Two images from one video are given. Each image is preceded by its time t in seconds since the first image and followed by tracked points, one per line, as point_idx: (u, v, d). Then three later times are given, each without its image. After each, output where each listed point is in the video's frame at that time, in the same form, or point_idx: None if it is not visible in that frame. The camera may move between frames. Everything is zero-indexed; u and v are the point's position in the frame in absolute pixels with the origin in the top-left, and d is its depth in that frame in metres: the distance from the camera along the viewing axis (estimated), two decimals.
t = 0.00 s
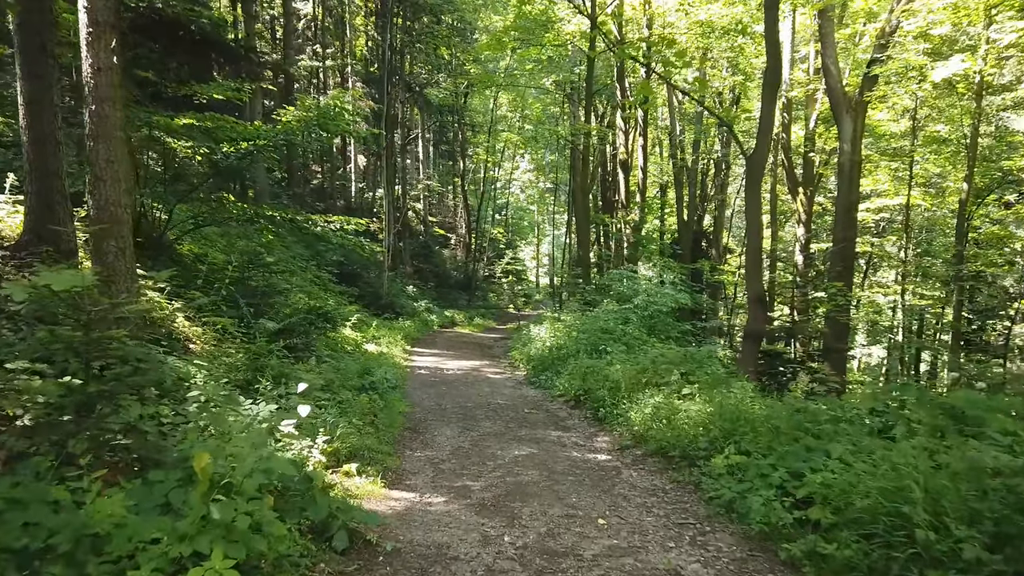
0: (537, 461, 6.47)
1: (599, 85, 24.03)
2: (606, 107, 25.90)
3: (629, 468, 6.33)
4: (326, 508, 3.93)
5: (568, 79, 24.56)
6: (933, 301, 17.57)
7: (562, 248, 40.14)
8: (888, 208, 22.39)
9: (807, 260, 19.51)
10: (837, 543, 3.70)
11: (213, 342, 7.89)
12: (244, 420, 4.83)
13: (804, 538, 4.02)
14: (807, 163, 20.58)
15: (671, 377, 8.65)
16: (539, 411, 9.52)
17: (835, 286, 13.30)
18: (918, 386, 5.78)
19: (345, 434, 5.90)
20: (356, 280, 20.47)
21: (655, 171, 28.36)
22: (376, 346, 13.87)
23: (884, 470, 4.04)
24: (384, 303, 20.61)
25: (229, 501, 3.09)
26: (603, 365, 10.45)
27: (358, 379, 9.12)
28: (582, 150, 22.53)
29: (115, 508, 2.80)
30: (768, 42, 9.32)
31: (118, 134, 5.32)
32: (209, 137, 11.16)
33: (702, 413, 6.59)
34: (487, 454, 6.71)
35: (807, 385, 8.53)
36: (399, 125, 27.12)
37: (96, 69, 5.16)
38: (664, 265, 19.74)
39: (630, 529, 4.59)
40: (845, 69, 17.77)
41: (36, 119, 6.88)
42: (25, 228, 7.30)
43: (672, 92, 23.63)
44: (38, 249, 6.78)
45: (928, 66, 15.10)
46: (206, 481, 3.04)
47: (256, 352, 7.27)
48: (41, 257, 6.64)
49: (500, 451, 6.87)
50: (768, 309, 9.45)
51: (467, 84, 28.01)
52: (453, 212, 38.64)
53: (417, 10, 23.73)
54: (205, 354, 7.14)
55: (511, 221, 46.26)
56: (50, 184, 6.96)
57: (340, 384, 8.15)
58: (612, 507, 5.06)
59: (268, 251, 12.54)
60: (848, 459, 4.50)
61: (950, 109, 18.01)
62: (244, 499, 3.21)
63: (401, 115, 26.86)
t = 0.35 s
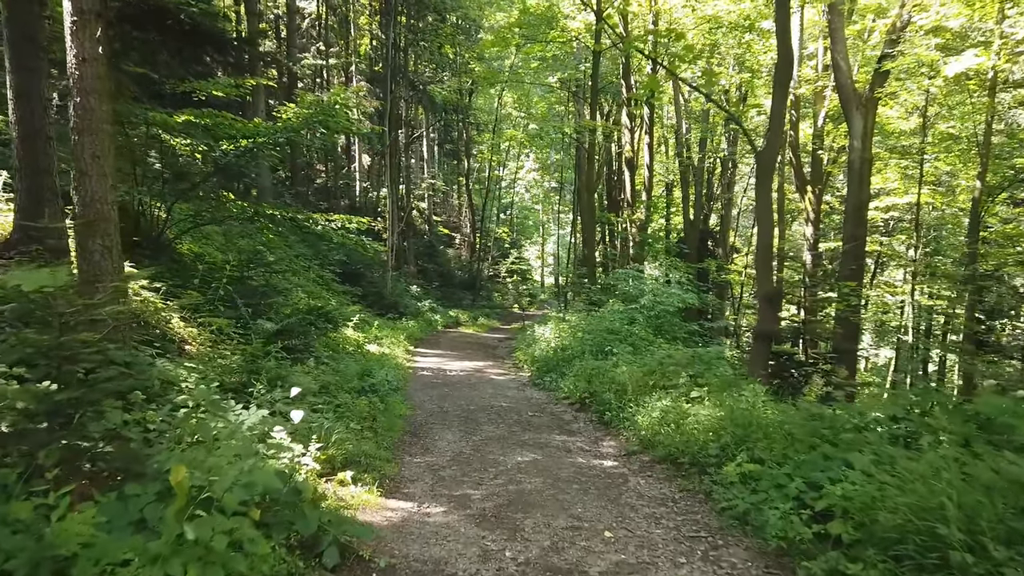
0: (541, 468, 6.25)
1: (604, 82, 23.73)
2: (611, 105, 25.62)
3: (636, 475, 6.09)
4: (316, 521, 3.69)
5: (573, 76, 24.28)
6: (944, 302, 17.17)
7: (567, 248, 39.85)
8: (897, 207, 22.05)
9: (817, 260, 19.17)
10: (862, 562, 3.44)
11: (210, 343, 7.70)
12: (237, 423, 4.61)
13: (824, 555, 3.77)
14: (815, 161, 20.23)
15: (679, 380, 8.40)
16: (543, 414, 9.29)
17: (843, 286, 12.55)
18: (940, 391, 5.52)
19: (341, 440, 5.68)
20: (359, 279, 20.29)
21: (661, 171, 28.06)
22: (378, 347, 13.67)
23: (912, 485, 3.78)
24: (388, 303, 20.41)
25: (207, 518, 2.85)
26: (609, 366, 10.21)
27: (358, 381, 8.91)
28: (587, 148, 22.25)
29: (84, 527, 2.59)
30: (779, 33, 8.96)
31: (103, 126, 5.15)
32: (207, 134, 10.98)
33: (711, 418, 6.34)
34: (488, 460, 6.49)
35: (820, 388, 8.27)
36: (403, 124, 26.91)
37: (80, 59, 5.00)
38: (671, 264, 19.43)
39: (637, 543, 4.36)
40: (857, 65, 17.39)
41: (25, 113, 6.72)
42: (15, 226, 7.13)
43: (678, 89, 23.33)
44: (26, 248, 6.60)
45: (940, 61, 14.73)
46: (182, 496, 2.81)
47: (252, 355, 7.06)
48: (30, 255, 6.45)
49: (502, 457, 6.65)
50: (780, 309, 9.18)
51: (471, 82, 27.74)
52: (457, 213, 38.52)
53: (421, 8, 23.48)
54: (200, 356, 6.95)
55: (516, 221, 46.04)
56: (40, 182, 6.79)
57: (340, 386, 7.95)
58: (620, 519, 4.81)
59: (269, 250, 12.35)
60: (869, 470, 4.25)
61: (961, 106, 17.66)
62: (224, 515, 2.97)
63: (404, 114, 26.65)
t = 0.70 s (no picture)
0: (549, 472, 6.03)
1: (611, 78, 23.45)
2: (618, 102, 25.33)
3: (648, 480, 5.86)
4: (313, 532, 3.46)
5: (580, 73, 24.01)
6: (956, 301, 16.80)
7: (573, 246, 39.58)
8: (908, 205, 21.71)
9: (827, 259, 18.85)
10: None
11: (208, 342, 7.50)
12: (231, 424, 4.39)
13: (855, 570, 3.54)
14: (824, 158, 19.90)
15: (691, 380, 8.16)
16: (550, 415, 9.08)
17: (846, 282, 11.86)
18: (969, 393, 5.28)
19: (342, 443, 5.47)
20: (364, 278, 20.11)
21: (667, 168, 27.75)
22: (382, 346, 13.48)
23: (950, 496, 3.53)
24: (393, 302, 20.21)
25: (193, 533, 2.59)
26: (618, 366, 9.96)
27: (360, 381, 8.71)
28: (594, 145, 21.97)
29: (60, 542, 2.37)
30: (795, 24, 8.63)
31: (94, 117, 4.97)
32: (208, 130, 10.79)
33: (726, 420, 6.10)
34: (493, 464, 6.26)
35: (836, 390, 8.03)
36: (408, 122, 26.71)
37: (71, 47, 4.81)
38: (679, 263, 19.15)
39: (653, 554, 4.14)
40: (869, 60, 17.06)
41: (20, 107, 6.54)
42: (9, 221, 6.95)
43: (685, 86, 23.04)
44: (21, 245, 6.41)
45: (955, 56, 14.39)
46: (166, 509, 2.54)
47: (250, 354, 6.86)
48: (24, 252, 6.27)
49: (508, 460, 6.43)
50: (794, 308, 8.93)
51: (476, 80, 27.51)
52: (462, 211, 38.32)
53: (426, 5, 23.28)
54: (197, 355, 6.77)
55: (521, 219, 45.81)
56: (36, 178, 6.61)
57: (342, 387, 7.75)
58: (633, 528, 4.59)
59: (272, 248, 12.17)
60: (899, 477, 4.01)
61: (974, 102, 17.32)
62: (213, 528, 2.72)
63: (409, 112, 26.46)
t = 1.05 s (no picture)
0: (561, 480, 5.76)
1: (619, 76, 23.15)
2: (626, 101, 25.03)
3: (664, 489, 5.58)
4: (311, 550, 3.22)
5: (587, 71, 23.72)
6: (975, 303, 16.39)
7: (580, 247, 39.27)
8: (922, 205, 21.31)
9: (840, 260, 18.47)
10: None
11: (208, 342, 7.29)
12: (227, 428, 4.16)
13: None
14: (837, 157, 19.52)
15: (707, 384, 7.87)
16: (560, 418, 8.81)
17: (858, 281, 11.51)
18: (1005, 400, 4.99)
19: (344, 449, 5.23)
20: (369, 278, 19.89)
21: (676, 167, 27.43)
22: (387, 347, 13.24)
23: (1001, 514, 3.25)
24: (399, 303, 19.97)
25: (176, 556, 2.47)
26: (629, 369, 9.70)
27: (365, 383, 8.47)
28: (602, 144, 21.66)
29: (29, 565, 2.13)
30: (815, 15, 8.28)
31: (87, 108, 4.76)
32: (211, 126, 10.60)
33: (747, 426, 5.81)
34: (502, 471, 6.00)
35: (857, 395, 7.76)
36: (414, 121, 26.51)
37: (61, 34, 4.59)
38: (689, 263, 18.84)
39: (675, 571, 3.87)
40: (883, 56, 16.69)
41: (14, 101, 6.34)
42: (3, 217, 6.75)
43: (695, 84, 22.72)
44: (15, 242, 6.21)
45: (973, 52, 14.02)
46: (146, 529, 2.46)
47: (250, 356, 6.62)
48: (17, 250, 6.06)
49: (518, 467, 6.17)
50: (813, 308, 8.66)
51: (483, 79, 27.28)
52: (469, 212, 38.09)
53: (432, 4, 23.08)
54: (197, 356, 6.55)
55: (527, 220, 45.53)
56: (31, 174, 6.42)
57: (346, 389, 7.51)
58: (652, 542, 4.31)
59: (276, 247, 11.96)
60: (940, 491, 3.73)
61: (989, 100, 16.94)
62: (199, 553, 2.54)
63: (415, 111, 26.24)
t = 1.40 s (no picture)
0: (564, 488, 5.54)
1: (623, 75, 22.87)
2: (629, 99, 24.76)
3: (672, 497, 5.36)
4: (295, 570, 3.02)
5: (590, 69, 23.46)
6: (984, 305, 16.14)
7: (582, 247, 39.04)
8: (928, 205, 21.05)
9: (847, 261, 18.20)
10: None
11: (200, 343, 7.09)
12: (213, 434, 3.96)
13: None
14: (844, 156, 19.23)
15: (713, 388, 7.63)
16: (562, 422, 8.60)
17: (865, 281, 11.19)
18: None
19: (339, 455, 5.01)
20: (369, 278, 19.67)
21: (679, 167, 27.19)
22: (387, 348, 13.03)
23: None
24: (399, 303, 19.76)
25: None
26: (633, 371, 9.47)
27: (363, 386, 8.26)
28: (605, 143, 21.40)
29: None
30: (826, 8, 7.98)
31: (68, 101, 4.56)
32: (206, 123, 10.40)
33: (758, 432, 5.58)
34: (503, 478, 5.78)
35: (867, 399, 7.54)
36: (416, 120, 26.29)
37: (41, 24, 4.37)
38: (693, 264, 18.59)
39: None
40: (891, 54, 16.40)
41: None
42: None
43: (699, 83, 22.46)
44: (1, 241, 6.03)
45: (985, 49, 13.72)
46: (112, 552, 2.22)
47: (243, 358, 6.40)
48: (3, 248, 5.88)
49: (519, 474, 5.96)
50: (822, 309, 8.43)
51: (485, 78, 27.06)
52: (470, 211, 37.85)
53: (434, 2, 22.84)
54: (188, 358, 6.35)
55: (529, 220, 45.27)
56: (18, 170, 6.22)
57: (342, 392, 7.31)
58: (661, 556, 4.10)
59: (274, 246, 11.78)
60: (970, 506, 3.51)
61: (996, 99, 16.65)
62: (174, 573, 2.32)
63: (416, 110, 26.02)
